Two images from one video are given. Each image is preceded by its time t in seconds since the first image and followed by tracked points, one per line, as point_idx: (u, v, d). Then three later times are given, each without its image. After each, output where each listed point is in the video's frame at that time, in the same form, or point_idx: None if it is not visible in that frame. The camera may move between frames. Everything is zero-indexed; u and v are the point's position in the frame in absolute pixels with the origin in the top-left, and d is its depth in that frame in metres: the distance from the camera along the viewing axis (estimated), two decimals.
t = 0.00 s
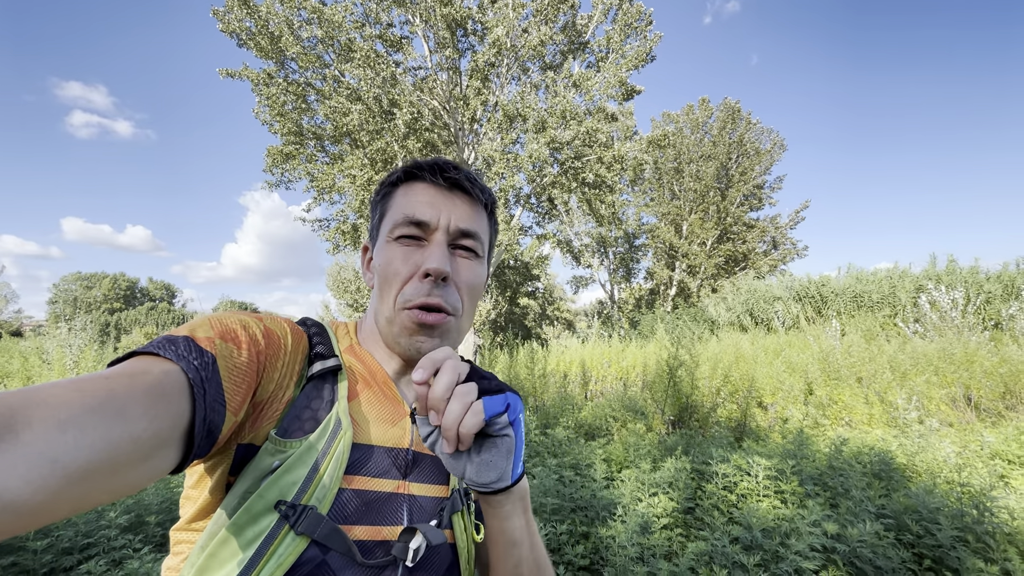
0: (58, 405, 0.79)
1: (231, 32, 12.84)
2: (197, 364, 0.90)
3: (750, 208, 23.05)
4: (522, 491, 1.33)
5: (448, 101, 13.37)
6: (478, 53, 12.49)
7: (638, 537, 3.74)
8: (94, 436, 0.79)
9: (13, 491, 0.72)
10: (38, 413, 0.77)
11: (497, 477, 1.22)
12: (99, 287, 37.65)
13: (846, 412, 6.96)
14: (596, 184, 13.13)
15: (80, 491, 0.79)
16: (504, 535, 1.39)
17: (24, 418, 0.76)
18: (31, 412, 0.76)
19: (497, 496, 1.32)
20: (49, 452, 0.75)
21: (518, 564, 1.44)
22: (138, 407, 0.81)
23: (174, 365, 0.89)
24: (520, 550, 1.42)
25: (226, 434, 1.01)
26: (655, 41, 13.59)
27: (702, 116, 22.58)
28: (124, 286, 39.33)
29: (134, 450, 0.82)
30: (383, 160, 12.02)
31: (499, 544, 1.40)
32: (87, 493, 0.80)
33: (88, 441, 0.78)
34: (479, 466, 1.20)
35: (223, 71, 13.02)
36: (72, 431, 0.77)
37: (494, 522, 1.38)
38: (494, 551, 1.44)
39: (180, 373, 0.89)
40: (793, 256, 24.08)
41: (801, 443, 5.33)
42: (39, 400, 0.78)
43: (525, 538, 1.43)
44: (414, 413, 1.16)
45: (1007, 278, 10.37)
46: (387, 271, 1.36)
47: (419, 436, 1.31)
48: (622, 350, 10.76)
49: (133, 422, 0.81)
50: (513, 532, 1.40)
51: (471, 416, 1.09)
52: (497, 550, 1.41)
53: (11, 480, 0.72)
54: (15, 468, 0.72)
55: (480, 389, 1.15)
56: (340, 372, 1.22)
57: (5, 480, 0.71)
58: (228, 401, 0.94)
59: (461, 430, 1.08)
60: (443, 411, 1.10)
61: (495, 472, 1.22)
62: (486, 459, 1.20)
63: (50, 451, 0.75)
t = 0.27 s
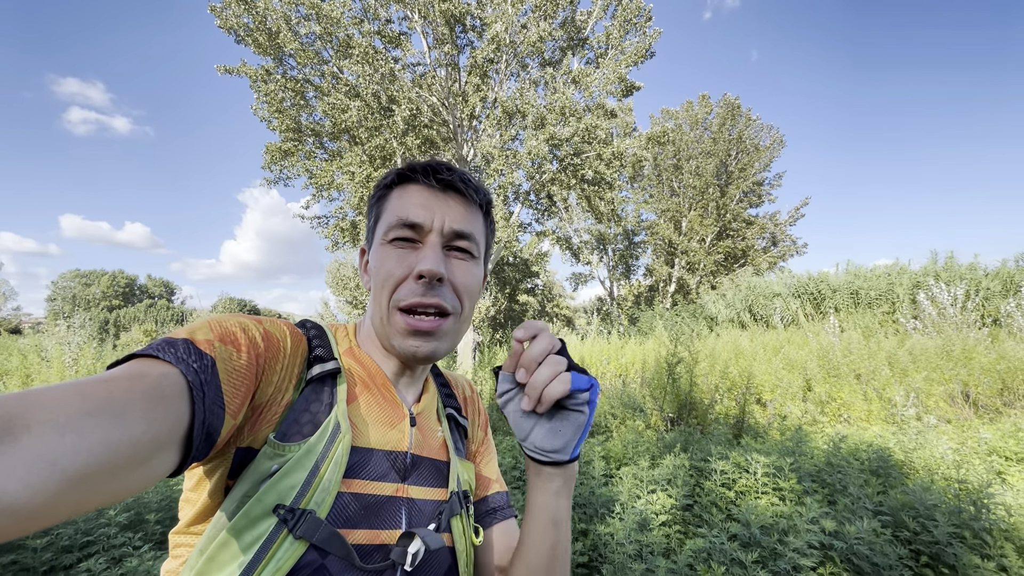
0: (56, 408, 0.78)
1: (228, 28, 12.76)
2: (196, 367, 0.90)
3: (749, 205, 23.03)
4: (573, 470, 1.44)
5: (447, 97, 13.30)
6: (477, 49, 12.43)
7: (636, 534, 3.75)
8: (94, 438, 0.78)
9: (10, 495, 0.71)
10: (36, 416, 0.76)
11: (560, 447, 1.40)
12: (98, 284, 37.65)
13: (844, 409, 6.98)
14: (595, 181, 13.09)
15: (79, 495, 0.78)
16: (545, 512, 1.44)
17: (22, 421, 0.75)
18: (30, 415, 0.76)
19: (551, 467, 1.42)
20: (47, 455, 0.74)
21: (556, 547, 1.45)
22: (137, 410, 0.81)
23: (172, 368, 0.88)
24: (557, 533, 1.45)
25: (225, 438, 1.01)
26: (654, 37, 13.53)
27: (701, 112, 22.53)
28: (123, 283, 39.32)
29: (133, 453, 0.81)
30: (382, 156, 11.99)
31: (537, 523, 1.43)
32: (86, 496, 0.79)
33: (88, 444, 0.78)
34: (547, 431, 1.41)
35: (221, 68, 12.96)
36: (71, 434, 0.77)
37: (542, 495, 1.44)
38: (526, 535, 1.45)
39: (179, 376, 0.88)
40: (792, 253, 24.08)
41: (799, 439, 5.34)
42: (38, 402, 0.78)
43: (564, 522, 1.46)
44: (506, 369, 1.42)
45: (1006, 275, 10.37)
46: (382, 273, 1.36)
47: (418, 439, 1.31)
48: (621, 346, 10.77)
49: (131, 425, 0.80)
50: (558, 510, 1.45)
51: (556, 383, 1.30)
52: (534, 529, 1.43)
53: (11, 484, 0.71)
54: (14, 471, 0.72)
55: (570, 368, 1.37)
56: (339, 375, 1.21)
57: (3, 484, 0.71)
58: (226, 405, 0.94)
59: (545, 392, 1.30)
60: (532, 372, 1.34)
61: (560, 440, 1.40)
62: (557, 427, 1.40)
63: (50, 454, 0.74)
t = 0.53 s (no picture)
0: (62, 406, 0.78)
1: (227, 24, 12.69)
2: (201, 365, 0.90)
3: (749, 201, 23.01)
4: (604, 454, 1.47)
5: (447, 93, 13.23)
6: (477, 44, 12.37)
7: (635, 530, 3.77)
8: (102, 436, 0.79)
9: (16, 494, 0.71)
10: (42, 413, 0.76)
11: (597, 428, 1.43)
12: (98, 280, 37.65)
13: (843, 405, 7.00)
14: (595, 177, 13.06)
15: (84, 493, 0.78)
16: (573, 494, 1.44)
17: (29, 419, 0.75)
18: (37, 412, 0.76)
19: (583, 446, 1.45)
20: (54, 454, 0.74)
21: (578, 533, 1.44)
22: (142, 408, 0.81)
23: (177, 366, 0.89)
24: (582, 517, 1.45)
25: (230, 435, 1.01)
26: (654, 32, 13.47)
27: (701, 108, 22.46)
28: (123, 279, 39.36)
29: (139, 451, 0.82)
30: (381, 152, 11.97)
31: (563, 503, 1.44)
32: (91, 494, 0.79)
33: (95, 441, 0.78)
34: (587, 410, 1.45)
35: (219, 63, 12.90)
36: (77, 432, 0.77)
37: (572, 473, 1.46)
38: (550, 516, 1.45)
39: (184, 374, 0.89)
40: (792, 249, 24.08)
41: (798, 436, 5.36)
42: (44, 402, 0.78)
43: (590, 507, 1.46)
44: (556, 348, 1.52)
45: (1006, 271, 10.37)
46: (383, 273, 1.36)
47: (421, 436, 1.31)
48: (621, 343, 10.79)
49: (137, 423, 0.81)
50: (585, 493, 1.45)
51: (603, 366, 1.39)
52: (559, 508, 1.44)
53: (16, 481, 0.71)
54: (19, 469, 0.71)
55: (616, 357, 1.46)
56: (343, 372, 1.22)
57: (8, 484, 0.70)
58: (231, 402, 0.94)
59: (594, 370, 1.39)
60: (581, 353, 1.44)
61: (597, 420, 1.44)
62: (596, 407, 1.45)
63: (57, 453, 0.74)
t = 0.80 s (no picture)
0: (61, 406, 0.77)
1: (224, 17, 12.59)
2: (201, 365, 0.89)
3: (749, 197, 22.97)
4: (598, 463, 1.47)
5: (446, 88, 13.13)
6: (476, 39, 12.29)
7: (635, 526, 3.78)
8: (100, 437, 0.77)
9: (15, 494, 0.70)
10: (41, 414, 0.75)
11: (590, 439, 1.43)
12: (96, 276, 37.59)
13: (842, 401, 7.01)
14: (595, 172, 13.02)
15: (83, 494, 0.77)
16: (567, 503, 1.44)
17: (28, 419, 0.74)
18: (36, 413, 0.75)
19: (577, 458, 1.45)
20: (52, 454, 0.73)
21: (574, 540, 1.44)
22: (142, 409, 0.80)
23: (177, 367, 0.88)
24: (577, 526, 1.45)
25: (229, 436, 1.00)
26: (655, 27, 13.38)
27: (702, 103, 22.37)
28: (122, 274, 39.30)
29: (138, 452, 0.80)
30: (381, 148, 11.93)
31: (559, 512, 1.43)
32: (90, 495, 0.78)
33: (94, 443, 0.77)
34: (579, 421, 1.45)
35: (217, 58, 12.81)
36: (77, 433, 0.75)
37: (565, 483, 1.45)
38: (546, 523, 1.44)
39: (183, 374, 0.87)
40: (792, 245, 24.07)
41: (797, 432, 5.37)
42: (43, 402, 0.76)
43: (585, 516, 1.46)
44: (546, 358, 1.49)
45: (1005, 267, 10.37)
46: (383, 273, 1.35)
47: (422, 436, 1.30)
48: (621, 339, 10.80)
49: (137, 424, 0.79)
50: (580, 502, 1.45)
51: (594, 378, 1.39)
52: (554, 517, 1.43)
53: (15, 484, 0.70)
54: (18, 471, 0.70)
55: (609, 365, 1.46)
56: (342, 372, 1.20)
57: (7, 485, 0.69)
58: (231, 403, 0.93)
59: (588, 382, 1.38)
60: (572, 364, 1.42)
61: (590, 432, 1.43)
62: (588, 418, 1.44)
63: (56, 453, 0.73)
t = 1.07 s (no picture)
0: (61, 415, 0.76)
1: (223, 11, 12.50)
2: (201, 373, 0.88)
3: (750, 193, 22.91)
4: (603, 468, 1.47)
5: (446, 83, 13.01)
6: (476, 33, 12.21)
7: (634, 523, 3.80)
8: (100, 446, 0.76)
9: (14, 503, 0.69)
10: (40, 423, 0.74)
11: (596, 444, 1.43)
12: (96, 271, 37.59)
13: (841, 398, 7.02)
14: (595, 168, 12.97)
15: (82, 503, 0.76)
16: (572, 508, 1.44)
17: (27, 428, 0.73)
18: (35, 422, 0.74)
19: (582, 463, 1.44)
20: (52, 463, 0.72)
21: (578, 545, 1.44)
22: (142, 417, 0.79)
23: (177, 374, 0.87)
24: (582, 531, 1.45)
25: (229, 444, 1.00)
26: (656, 21, 13.29)
27: (703, 98, 22.26)
28: (122, 269, 39.30)
29: (138, 460, 0.79)
30: (381, 143, 11.90)
31: (563, 517, 1.43)
32: (91, 504, 0.77)
33: (94, 451, 0.76)
34: (585, 427, 1.44)
35: (216, 52, 12.72)
36: (76, 442, 0.75)
37: (570, 488, 1.45)
38: (550, 529, 1.45)
39: (183, 382, 0.87)
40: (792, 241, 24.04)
41: (797, 429, 5.38)
42: (42, 410, 0.75)
43: (589, 521, 1.46)
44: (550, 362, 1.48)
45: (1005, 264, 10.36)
46: (383, 278, 1.34)
47: (422, 443, 1.29)
48: (620, 335, 10.80)
49: (137, 432, 0.79)
50: (585, 507, 1.45)
51: (599, 384, 1.38)
52: (559, 522, 1.43)
53: (14, 493, 0.69)
54: (18, 479, 0.69)
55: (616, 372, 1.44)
56: (343, 379, 1.19)
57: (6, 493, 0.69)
58: (231, 410, 0.92)
59: (592, 390, 1.37)
60: (577, 370, 1.41)
61: (595, 438, 1.43)
62: (594, 424, 1.44)
63: (55, 462, 0.72)
